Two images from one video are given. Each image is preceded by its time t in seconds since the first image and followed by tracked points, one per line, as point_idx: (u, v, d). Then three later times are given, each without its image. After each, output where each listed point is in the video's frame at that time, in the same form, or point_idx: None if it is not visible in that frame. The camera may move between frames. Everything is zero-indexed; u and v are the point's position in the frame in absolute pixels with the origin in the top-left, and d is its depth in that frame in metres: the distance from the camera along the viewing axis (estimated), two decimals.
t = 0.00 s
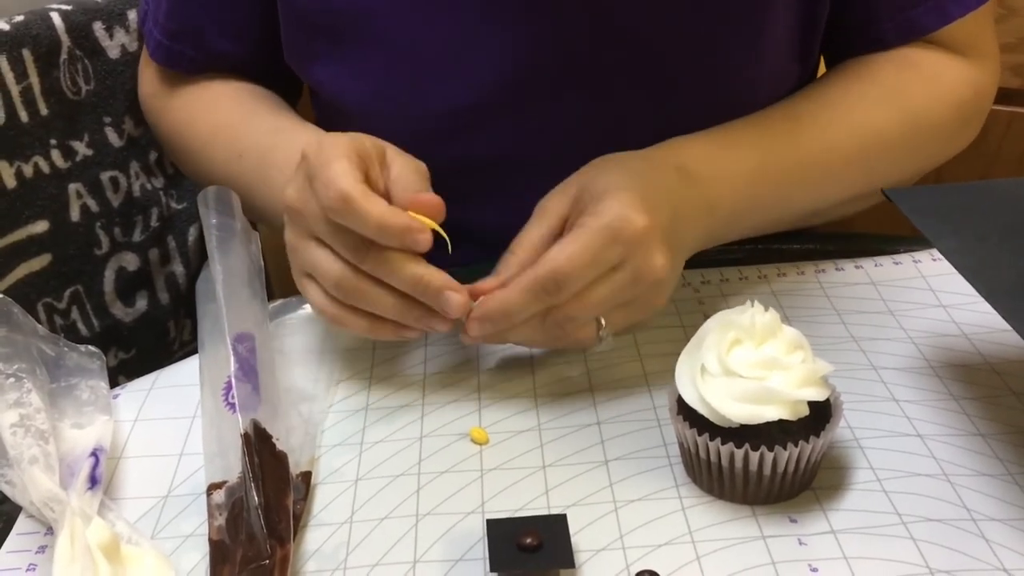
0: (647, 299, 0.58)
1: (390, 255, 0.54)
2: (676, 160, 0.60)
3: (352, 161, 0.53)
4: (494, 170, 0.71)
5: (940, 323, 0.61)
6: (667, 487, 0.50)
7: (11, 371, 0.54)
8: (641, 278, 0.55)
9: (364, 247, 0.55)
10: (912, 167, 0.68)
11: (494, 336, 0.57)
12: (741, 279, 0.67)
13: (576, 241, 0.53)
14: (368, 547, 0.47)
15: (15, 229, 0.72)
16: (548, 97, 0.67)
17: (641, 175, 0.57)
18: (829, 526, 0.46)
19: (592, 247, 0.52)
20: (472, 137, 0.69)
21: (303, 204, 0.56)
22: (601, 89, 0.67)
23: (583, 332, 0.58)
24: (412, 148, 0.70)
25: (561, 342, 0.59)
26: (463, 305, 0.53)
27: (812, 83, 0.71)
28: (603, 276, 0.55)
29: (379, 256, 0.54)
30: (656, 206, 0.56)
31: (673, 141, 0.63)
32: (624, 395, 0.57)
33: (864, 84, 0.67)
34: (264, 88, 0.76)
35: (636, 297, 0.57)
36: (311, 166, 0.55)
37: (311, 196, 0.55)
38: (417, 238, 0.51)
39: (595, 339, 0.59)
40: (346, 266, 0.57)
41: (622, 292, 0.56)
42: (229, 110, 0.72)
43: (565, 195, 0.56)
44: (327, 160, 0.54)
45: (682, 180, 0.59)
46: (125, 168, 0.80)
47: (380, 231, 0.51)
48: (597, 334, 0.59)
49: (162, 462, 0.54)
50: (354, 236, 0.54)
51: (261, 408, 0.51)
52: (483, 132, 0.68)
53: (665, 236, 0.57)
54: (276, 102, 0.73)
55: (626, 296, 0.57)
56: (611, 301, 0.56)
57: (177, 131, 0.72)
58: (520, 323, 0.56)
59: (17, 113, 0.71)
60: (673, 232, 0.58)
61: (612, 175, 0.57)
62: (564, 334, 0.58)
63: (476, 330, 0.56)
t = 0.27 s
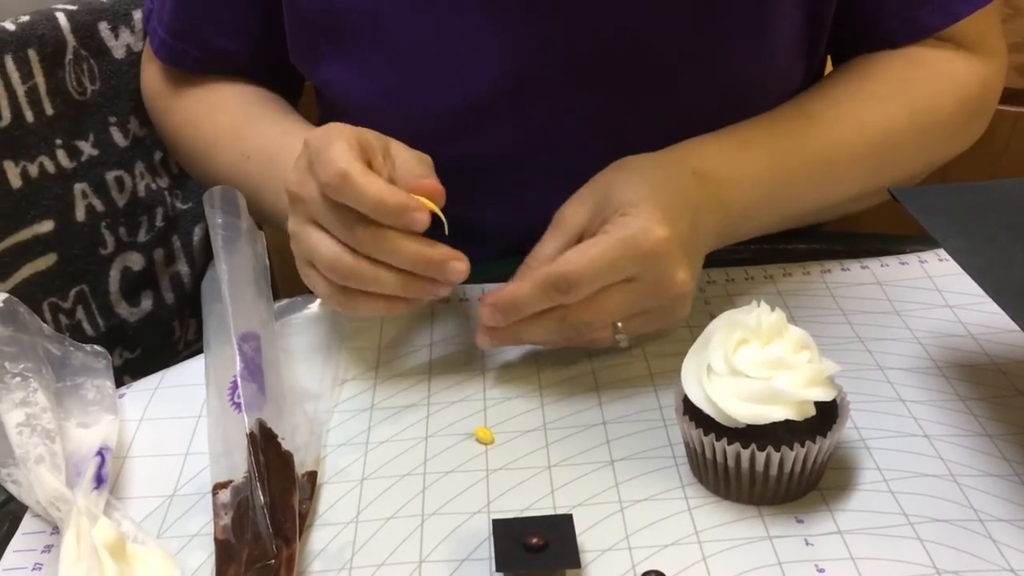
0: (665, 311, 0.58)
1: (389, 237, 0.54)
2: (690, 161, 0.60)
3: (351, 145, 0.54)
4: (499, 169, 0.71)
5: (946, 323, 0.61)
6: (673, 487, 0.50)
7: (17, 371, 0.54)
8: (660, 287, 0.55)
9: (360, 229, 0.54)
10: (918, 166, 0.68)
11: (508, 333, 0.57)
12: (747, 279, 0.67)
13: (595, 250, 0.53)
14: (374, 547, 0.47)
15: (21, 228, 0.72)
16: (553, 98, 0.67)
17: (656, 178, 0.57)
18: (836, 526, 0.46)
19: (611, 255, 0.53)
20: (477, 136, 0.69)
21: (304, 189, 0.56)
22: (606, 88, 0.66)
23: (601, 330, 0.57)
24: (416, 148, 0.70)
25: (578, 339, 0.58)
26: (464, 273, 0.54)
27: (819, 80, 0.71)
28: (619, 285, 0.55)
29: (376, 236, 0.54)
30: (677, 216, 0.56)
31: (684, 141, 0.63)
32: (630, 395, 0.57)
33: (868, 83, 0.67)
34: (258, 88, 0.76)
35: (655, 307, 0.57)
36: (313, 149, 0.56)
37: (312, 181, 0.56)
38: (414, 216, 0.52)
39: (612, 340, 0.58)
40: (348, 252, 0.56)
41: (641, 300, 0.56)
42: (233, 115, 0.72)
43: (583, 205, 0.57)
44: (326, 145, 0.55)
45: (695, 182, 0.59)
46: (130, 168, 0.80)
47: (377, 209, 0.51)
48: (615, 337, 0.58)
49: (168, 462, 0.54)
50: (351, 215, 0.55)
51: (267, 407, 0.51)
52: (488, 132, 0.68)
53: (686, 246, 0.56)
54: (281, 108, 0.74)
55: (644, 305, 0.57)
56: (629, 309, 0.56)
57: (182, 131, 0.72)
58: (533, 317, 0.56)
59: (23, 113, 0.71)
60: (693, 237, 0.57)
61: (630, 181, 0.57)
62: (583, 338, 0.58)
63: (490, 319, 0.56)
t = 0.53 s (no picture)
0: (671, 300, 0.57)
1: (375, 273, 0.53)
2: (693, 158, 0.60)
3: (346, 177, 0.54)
4: (500, 168, 0.71)
5: (950, 321, 0.60)
6: (676, 486, 0.50)
7: (18, 369, 0.53)
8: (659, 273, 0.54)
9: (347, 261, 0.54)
10: (927, 156, 0.67)
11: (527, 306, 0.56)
12: (750, 277, 0.67)
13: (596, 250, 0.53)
14: (375, 546, 0.47)
15: (23, 227, 0.72)
16: (554, 96, 0.67)
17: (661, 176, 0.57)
18: (839, 526, 0.46)
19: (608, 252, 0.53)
20: (479, 135, 0.69)
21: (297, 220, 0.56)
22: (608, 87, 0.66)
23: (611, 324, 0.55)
24: (418, 147, 0.70)
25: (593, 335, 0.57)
26: (456, 304, 0.54)
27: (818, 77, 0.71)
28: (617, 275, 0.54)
29: (362, 273, 0.53)
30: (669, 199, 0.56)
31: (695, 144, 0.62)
32: (633, 394, 0.57)
33: (872, 77, 0.66)
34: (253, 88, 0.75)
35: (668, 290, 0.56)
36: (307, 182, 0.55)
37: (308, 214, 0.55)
38: (418, 260, 0.52)
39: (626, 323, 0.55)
40: (338, 282, 0.56)
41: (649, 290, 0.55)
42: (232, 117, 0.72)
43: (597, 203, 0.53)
44: (321, 176, 0.54)
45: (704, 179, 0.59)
46: (132, 167, 0.80)
47: (382, 250, 0.52)
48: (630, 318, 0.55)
49: (169, 461, 0.54)
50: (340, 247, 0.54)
51: (268, 406, 0.51)
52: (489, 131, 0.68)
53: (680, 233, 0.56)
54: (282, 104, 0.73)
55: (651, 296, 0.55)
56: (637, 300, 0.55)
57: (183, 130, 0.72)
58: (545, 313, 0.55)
59: (24, 112, 0.71)
60: (697, 224, 0.57)
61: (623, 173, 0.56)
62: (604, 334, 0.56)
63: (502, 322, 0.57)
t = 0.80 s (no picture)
0: (665, 273, 0.56)
1: (355, 282, 0.53)
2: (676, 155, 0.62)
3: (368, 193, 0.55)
4: (502, 168, 0.71)
5: (953, 321, 0.60)
6: (678, 485, 0.50)
7: (20, 368, 0.54)
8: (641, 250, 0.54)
9: (333, 264, 0.54)
10: (925, 154, 0.68)
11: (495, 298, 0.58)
12: (752, 276, 0.67)
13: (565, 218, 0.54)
14: (378, 545, 0.47)
15: (25, 227, 0.72)
16: (556, 96, 0.67)
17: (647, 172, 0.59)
18: (842, 525, 0.46)
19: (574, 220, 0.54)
20: (481, 135, 0.69)
21: (294, 221, 0.56)
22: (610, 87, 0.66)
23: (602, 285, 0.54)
24: (420, 146, 0.70)
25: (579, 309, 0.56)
26: (429, 334, 0.53)
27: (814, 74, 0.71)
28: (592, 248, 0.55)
29: (345, 280, 0.54)
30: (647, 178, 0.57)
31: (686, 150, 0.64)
32: (635, 394, 0.57)
33: (868, 77, 0.66)
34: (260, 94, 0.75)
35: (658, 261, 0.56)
36: (318, 187, 0.55)
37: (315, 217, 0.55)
38: (422, 282, 0.53)
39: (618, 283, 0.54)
40: (320, 285, 0.56)
41: (636, 264, 0.55)
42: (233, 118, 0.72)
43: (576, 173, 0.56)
44: (333, 184, 0.55)
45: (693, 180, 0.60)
46: (134, 167, 0.80)
47: (392, 263, 0.53)
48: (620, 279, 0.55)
49: (171, 460, 0.54)
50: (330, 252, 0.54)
51: (270, 406, 0.51)
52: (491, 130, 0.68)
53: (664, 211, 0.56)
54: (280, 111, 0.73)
55: (639, 267, 0.55)
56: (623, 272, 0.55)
57: (184, 129, 0.72)
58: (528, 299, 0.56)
59: (26, 112, 0.71)
60: (680, 208, 0.57)
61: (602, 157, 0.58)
62: (589, 307, 0.56)
63: (479, 299, 0.58)
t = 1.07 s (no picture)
0: (652, 293, 0.59)
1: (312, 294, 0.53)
2: (690, 160, 0.60)
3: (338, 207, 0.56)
4: (503, 167, 0.71)
5: (954, 320, 0.60)
6: (679, 484, 0.49)
7: (21, 367, 0.54)
8: (642, 270, 0.56)
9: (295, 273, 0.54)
10: (918, 159, 0.67)
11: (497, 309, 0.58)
12: (753, 275, 0.67)
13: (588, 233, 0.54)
14: (378, 544, 0.47)
15: (26, 226, 0.72)
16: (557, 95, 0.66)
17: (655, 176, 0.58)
18: (843, 524, 0.46)
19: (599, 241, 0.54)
20: (482, 134, 0.69)
21: (262, 229, 0.57)
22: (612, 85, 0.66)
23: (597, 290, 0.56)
24: (421, 146, 0.70)
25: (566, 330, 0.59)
26: (367, 361, 0.51)
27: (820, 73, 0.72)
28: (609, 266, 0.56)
29: (304, 290, 0.54)
30: (669, 204, 0.57)
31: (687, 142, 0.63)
32: (636, 393, 0.57)
33: (868, 77, 0.66)
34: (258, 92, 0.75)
35: (639, 285, 0.58)
36: (289, 198, 0.57)
37: (281, 226, 0.56)
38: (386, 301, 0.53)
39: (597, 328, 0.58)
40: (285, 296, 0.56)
41: (625, 284, 0.57)
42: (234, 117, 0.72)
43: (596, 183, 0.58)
44: (305, 199, 0.56)
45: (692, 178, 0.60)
46: (134, 166, 0.79)
47: (355, 281, 0.53)
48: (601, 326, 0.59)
49: (172, 459, 0.54)
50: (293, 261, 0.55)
51: (267, 405, 0.51)
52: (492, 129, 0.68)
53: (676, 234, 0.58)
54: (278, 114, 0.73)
55: (627, 289, 0.57)
56: (616, 291, 0.57)
57: (185, 128, 0.72)
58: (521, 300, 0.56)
59: (27, 111, 0.71)
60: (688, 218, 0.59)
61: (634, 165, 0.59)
62: (562, 320, 0.58)
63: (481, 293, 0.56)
